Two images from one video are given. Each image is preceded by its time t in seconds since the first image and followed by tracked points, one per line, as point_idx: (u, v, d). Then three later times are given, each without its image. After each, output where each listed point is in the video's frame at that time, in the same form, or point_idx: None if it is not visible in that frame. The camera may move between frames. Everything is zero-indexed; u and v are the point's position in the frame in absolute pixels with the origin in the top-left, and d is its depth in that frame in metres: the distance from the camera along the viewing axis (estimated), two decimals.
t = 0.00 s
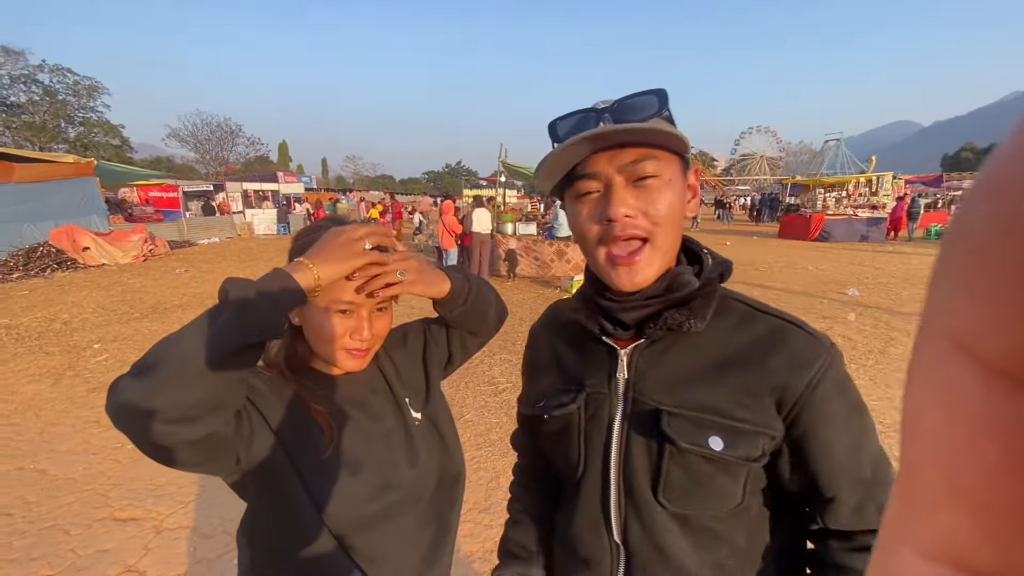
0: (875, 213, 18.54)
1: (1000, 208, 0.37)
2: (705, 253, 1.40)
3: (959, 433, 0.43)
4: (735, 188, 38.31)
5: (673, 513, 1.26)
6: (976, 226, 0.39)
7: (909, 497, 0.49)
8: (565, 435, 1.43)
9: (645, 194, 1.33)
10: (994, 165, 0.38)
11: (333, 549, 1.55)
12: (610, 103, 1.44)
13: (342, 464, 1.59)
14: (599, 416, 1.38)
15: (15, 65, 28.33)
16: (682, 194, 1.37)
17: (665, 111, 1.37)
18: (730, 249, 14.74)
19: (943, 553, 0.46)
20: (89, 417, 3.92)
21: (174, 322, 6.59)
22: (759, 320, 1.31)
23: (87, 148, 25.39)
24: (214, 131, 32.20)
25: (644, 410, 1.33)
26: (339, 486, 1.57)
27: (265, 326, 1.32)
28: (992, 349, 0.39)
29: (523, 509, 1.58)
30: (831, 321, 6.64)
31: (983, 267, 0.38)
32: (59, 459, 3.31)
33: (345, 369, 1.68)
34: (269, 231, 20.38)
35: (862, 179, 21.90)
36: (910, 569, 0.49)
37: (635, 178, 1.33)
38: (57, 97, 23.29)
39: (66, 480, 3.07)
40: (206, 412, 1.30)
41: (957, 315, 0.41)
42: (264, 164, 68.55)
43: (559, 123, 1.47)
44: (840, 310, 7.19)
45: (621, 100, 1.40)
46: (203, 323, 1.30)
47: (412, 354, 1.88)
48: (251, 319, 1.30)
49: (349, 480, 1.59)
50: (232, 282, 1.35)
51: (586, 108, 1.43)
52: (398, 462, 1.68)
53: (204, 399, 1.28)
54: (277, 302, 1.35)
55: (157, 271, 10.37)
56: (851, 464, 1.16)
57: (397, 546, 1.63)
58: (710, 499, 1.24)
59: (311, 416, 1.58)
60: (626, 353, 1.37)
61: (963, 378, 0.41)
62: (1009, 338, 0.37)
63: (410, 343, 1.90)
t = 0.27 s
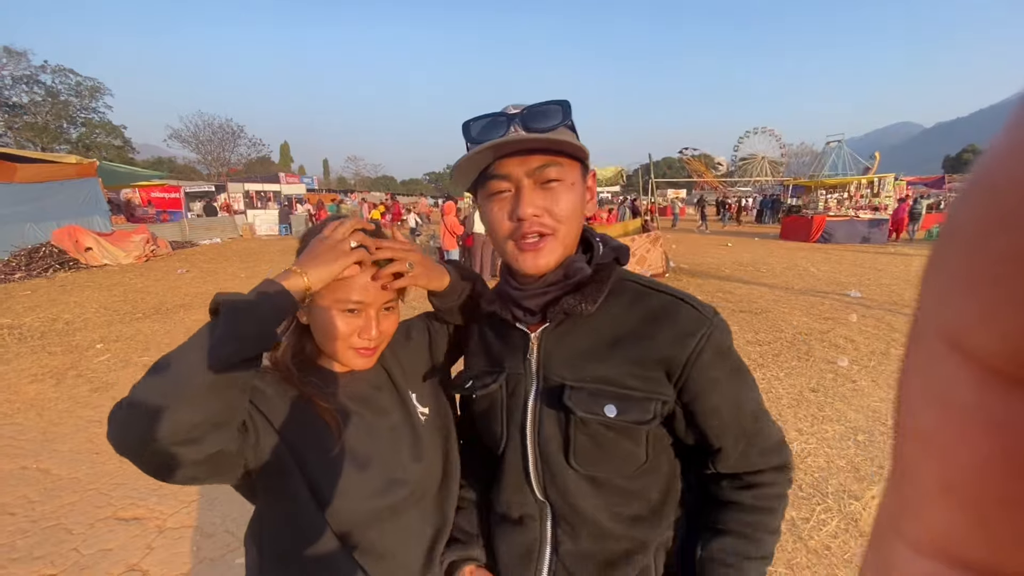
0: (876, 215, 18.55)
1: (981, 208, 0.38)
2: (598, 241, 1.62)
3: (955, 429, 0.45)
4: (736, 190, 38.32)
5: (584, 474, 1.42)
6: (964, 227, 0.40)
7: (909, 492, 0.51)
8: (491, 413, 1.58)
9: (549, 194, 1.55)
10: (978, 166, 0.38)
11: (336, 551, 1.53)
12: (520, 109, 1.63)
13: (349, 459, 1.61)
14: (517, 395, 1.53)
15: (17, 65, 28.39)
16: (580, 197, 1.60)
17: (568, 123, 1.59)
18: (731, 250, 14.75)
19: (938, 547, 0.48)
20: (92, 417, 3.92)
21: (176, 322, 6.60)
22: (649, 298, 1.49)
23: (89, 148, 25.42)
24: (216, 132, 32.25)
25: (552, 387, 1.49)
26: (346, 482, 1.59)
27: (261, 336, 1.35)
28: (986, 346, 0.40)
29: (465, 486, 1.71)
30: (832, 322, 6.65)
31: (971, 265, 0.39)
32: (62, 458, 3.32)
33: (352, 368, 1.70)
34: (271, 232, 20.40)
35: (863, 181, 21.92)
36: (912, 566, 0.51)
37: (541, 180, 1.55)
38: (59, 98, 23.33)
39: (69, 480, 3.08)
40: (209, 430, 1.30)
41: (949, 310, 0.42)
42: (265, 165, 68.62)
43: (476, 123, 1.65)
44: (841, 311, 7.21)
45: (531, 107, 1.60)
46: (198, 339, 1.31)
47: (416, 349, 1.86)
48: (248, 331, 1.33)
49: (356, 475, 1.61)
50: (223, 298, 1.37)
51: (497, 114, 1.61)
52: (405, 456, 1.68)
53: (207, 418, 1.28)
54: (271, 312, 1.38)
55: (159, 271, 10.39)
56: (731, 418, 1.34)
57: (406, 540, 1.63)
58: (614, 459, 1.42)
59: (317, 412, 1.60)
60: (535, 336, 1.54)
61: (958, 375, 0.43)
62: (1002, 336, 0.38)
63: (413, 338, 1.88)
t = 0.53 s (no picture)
0: (878, 217, 18.54)
1: (980, 205, 0.37)
2: (556, 240, 1.66)
3: (949, 428, 0.43)
4: (738, 192, 38.32)
5: (554, 458, 1.45)
6: (965, 226, 0.38)
7: (906, 488, 0.50)
8: (468, 405, 1.62)
9: (514, 198, 1.58)
10: (980, 164, 0.37)
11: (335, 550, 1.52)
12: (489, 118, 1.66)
13: (350, 457, 1.63)
14: (491, 386, 1.56)
15: (20, 67, 28.48)
16: (545, 202, 1.64)
17: (534, 132, 1.63)
18: (732, 252, 14.74)
19: (931, 545, 0.47)
20: (94, 417, 3.93)
21: (178, 323, 6.61)
22: (606, 287, 1.53)
23: (92, 150, 25.52)
24: (218, 133, 32.31)
25: (519, 376, 1.52)
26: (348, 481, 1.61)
27: (269, 350, 1.36)
28: (980, 345, 0.38)
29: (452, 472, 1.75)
30: (833, 325, 6.64)
31: (971, 262, 0.37)
32: (63, 459, 3.32)
33: (347, 367, 1.70)
34: (272, 233, 20.42)
35: (865, 183, 21.93)
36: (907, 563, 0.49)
37: (507, 185, 1.58)
38: (62, 99, 23.38)
39: (70, 480, 3.08)
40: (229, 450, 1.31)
41: (947, 308, 0.41)
42: (267, 166, 68.71)
43: (445, 131, 1.68)
44: (843, 314, 7.21)
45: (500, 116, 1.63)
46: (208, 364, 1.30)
47: (404, 345, 1.88)
48: (257, 348, 1.33)
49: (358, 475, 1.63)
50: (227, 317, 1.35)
51: (467, 122, 1.65)
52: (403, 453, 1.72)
53: (227, 438, 1.29)
54: (276, 327, 1.38)
55: (160, 272, 10.41)
56: (687, 392, 1.35)
57: (406, 532, 1.68)
58: (582, 442, 1.44)
59: (313, 413, 1.59)
60: (504, 330, 1.56)
61: (950, 372, 0.41)
62: (996, 334, 0.37)
63: (401, 337, 1.89)
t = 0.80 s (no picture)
0: (879, 220, 18.53)
1: (971, 206, 0.37)
2: (545, 246, 1.66)
3: (941, 426, 0.43)
4: (739, 195, 38.32)
5: (544, 458, 1.46)
6: (960, 229, 0.38)
7: (898, 487, 0.50)
8: (460, 408, 1.62)
9: (504, 207, 1.58)
10: (971, 168, 0.38)
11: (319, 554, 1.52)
12: (479, 127, 1.67)
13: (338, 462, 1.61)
14: (482, 389, 1.57)
15: (24, 68, 28.56)
16: (534, 211, 1.64)
17: (524, 142, 1.64)
18: (733, 255, 14.74)
19: (925, 544, 0.47)
20: (95, 418, 3.94)
21: (179, 324, 6.62)
22: (593, 290, 1.54)
23: (95, 151, 25.61)
24: (220, 134, 32.38)
25: (509, 377, 1.53)
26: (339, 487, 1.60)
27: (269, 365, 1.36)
28: (973, 344, 0.39)
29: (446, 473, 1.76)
30: (834, 328, 6.63)
31: (964, 263, 0.38)
32: (64, 460, 3.33)
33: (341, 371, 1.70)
34: (274, 235, 20.45)
35: (866, 186, 21.93)
36: (900, 562, 0.49)
37: (496, 193, 1.59)
38: (64, 100, 23.45)
39: (71, 481, 3.09)
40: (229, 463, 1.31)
41: (939, 306, 0.41)
42: (268, 167, 68.81)
43: (436, 140, 1.69)
44: (844, 317, 7.21)
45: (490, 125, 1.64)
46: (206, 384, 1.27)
47: (394, 349, 1.87)
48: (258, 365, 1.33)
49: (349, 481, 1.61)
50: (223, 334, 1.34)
51: (459, 130, 1.65)
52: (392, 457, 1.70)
53: (230, 453, 1.30)
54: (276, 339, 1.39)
55: (162, 274, 10.43)
56: (673, 392, 1.36)
57: (395, 534, 1.66)
58: (571, 441, 1.45)
59: (304, 419, 1.59)
60: (494, 332, 1.56)
61: (946, 370, 0.41)
62: (991, 333, 0.37)
63: (391, 339, 1.88)
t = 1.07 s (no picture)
0: (881, 223, 18.54)
1: (969, 201, 0.36)
2: (548, 249, 1.67)
3: (938, 424, 0.43)
4: (741, 197, 38.31)
5: (539, 467, 1.46)
6: (953, 229, 0.37)
7: (892, 483, 0.50)
8: (458, 412, 1.63)
9: (515, 204, 1.59)
10: (966, 162, 0.36)
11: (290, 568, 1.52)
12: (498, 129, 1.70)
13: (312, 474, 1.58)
14: (480, 394, 1.57)
15: (26, 70, 28.65)
16: (544, 212, 1.65)
17: (540, 145, 1.67)
18: (734, 258, 14.72)
19: (921, 537, 0.48)
20: (96, 419, 3.94)
21: (180, 325, 6.63)
22: (594, 299, 1.53)
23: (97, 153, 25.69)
24: (222, 136, 32.48)
25: (507, 384, 1.53)
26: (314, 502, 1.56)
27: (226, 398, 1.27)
28: (970, 343, 0.38)
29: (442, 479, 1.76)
30: (836, 331, 6.63)
31: (961, 261, 0.37)
32: (66, 461, 3.33)
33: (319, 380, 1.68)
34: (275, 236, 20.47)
35: (868, 189, 21.94)
36: (895, 559, 0.50)
37: (510, 190, 1.60)
38: (67, 102, 23.53)
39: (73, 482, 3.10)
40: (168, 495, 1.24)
41: (935, 306, 0.40)
42: (270, 169, 68.91)
43: (456, 136, 1.72)
44: (845, 320, 7.21)
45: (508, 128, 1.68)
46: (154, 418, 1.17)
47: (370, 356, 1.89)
48: (212, 398, 1.24)
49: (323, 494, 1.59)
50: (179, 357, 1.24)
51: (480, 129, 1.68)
52: (369, 467, 1.70)
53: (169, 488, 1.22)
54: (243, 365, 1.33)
55: (164, 275, 10.44)
56: (668, 407, 1.35)
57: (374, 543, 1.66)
58: (566, 450, 1.44)
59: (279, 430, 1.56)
60: (494, 336, 1.57)
61: (940, 368, 0.41)
62: (988, 331, 0.37)
63: (379, 346, 1.94)
